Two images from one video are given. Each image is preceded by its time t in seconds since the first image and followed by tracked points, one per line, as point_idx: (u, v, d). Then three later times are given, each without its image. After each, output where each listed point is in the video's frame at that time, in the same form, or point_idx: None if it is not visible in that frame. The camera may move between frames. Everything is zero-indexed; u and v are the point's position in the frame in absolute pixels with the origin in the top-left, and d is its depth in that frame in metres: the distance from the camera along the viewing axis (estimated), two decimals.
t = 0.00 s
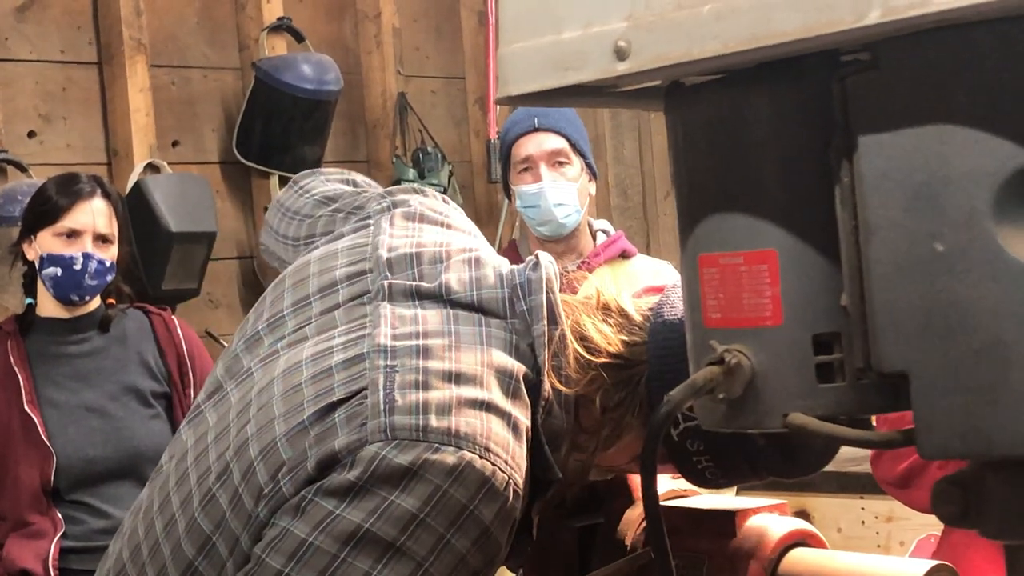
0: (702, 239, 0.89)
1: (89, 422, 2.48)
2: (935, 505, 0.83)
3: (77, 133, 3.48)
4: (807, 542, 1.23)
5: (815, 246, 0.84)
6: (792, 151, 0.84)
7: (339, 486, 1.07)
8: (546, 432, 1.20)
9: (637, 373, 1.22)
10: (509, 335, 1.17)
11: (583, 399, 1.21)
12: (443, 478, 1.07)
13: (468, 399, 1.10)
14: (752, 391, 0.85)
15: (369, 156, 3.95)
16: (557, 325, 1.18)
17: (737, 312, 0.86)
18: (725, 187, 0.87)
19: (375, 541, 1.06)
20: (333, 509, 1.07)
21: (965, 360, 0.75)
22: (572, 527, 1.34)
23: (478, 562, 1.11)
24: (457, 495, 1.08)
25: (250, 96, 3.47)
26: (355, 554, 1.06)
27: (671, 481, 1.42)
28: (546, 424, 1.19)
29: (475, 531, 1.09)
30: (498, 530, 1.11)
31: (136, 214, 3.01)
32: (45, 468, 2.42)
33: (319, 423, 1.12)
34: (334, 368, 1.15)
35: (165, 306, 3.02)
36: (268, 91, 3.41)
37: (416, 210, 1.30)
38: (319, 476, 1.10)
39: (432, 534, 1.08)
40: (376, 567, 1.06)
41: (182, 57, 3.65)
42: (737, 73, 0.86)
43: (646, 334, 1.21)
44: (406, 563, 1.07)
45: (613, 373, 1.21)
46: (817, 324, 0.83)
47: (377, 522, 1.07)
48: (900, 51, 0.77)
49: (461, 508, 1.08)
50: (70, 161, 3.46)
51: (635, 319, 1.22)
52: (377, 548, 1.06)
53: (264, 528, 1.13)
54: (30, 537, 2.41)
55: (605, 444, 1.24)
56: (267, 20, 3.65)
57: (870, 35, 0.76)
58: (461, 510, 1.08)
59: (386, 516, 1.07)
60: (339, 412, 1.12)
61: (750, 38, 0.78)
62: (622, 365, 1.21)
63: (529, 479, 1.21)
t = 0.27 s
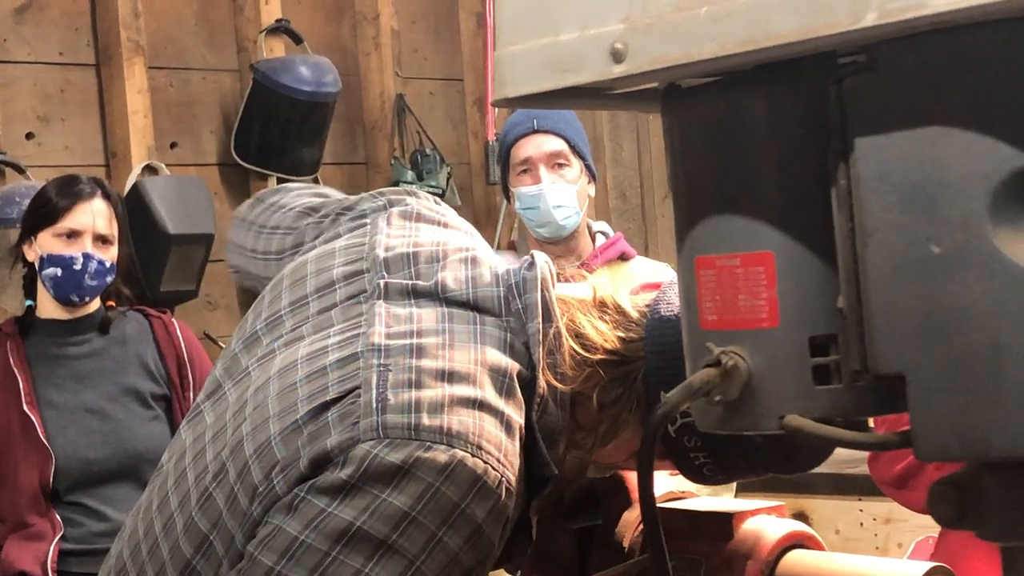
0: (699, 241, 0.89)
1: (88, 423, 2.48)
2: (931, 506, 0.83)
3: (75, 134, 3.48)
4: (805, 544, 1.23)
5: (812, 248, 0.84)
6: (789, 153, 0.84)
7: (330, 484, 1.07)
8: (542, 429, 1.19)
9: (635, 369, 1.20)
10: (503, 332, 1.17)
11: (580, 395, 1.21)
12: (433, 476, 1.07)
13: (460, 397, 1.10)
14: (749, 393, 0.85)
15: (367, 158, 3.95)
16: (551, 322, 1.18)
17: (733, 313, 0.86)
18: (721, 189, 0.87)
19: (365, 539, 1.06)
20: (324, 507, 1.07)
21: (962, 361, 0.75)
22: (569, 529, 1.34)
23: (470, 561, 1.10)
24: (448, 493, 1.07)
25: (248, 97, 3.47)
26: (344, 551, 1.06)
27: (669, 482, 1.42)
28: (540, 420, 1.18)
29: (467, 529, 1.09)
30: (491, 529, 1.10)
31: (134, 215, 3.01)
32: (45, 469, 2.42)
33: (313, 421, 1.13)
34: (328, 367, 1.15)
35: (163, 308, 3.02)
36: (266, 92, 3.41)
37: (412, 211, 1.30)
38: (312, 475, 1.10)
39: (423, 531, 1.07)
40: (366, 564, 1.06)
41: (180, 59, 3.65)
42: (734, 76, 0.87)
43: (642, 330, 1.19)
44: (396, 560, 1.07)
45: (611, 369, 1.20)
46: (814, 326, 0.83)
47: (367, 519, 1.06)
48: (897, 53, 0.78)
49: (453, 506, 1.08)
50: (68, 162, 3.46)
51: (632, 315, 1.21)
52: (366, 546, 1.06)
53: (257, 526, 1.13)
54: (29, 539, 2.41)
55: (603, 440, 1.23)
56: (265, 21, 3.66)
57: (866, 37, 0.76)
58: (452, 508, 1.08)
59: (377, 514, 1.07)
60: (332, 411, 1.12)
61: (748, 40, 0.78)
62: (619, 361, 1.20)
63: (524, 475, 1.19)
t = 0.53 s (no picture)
0: (696, 242, 0.89)
1: (88, 425, 2.48)
2: (929, 509, 0.83)
3: (74, 136, 3.48)
4: (803, 546, 1.21)
5: (810, 251, 0.84)
6: (787, 155, 0.84)
7: (308, 444, 1.08)
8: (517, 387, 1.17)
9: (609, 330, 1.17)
10: (480, 290, 1.17)
11: (555, 357, 1.18)
12: (409, 427, 1.07)
13: (433, 351, 1.10)
14: (746, 396, 0.85)
15: (366, 160, 3.95)
16: (523, 282, 1.17)
17: (731, 316, 0.86)
18: (719, 191, 0.87)
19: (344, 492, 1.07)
20: (301, 465, 1.08)
21: (960, 362, 0.75)
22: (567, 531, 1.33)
23: (450, 513, 1.10)
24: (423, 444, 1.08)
25: (247, 99, 3.47)
26: (325, 506, 1.07)
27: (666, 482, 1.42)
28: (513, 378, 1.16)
29: (444, 479, 1.09)
30: (468, 479, 1.10)
31: (134, 217, 3.01)
32: (45, 471, 2.42)
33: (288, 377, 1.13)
34: (297, 322, 1.16)
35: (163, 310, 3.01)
36: (265, 94, 3.41)
37: (391, 191, 1.30)
38: (292, 436, 1.10)
39: (400, 484, 1.07)
40: (347, 517, 1.07)
41: (179, 60, 3.65)
42: (731, 77, 0.87)
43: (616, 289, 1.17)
44: (376, 512, 1.08)
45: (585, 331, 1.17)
46: (812, 327, 0.83)
47: (345, 474, 1.07)
48: (895, 55, 0.78)
49: (428, 456, 1.08)
50: (68, 164, 3.46)
51: (606, 276, 1.19)
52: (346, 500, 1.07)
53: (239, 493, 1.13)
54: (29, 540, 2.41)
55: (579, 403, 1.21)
56: (264, 23, 3.66)
57: (864, 40, 0.77)
58: (428, 458, 1.08)
59: (354, 469, 1.07)
60: (306, 373, 1.12)
61: (746, 43, 0.78)
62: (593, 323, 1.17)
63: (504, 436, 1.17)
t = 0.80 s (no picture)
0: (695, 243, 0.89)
1: (89, 425, 2.48)
2: (929, 509, 0.83)
3: (74, 136, 3.48)
4: (802, 547, 1.22)
5: (810, 252, 0.84)
6: (787, 155, 0.84)
7: (228, 348, 1.03)
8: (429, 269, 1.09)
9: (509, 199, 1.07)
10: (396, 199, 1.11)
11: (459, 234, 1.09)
12: (311, 295, 1.01)
13: (330, 229, 1.05)
14: (746, 397, 0.85)
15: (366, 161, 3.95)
16: (422, 172, 1.13)
17: (731, 317, 0.86)
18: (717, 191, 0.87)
19: (266, 377, 0.99)
20: (224, 367, 1.02)
21: (960, 363, 0.75)
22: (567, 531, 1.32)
23: (382, 372, 1.02)
24: (332, 306, 1.01)
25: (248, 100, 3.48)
26: (253, 397, 0.99)
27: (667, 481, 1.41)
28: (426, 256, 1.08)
29: (363, 338, 1.01)
30: (390, 333, 1.03)
31: (134, 218, 3.01)
32: (45, 471, 2.42)
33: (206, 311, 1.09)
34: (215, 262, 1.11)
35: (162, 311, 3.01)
36: (265, 95, 3.41)
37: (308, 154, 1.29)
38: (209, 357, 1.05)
39: (319, 352, 1.00)
40: (279, 401, 0.99)
41: (179, 61, 3.65)
42: (730, 77, 0.87)
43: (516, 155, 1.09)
44: (304, 384, 0.99)
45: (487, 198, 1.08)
46: (811, 329, 0.84)
47: (265, 359, 1.00)
48: (895, 55, 0.78)
49: (338, 318, 1.01)
50: (67, 165, 3.46)
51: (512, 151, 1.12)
52: (270, 383, 0.99)
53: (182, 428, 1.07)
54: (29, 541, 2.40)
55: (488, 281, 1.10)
56: (264, 24, 3.66)
57: (864, 41, 0.77)
58: (338, 324, 1.01)
59: (273, 350, 1.00)
60: (219, 290, 1.08)
61: (746, 43, 0.78)
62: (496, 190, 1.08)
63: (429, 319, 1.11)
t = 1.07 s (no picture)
0: (696, 242, 0.88)
1: (91, 425, 2.48)
2: (931, 509, 0.83)
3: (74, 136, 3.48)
4: (803, 548, 1.21)
5: (812, 252, 0.84)
6: (788, 154, 0.84)
7: (177, 259, 1.08)
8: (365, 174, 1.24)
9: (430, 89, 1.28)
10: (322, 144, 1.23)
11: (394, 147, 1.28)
12: (244, 191, 1.08)
13: (255, 151, 1.14)
14: (748, 398, 0.85)
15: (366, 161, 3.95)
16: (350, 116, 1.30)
17: (731, 316, 0.86)
18: (717, 190, 0.87)
19: (218, 266, 1.04)
20: (178, 276, 1.07)
21: (963, 364, 0.75)
22: (567, 531, 1.32)
23: (324, 245, 1.09)
24: (266, 192, 1.08)
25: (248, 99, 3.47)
26: (209, 285, 1.04)
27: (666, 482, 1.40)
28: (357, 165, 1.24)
29: (300, 215, 1.08)
30: (325, 210, 1.10)
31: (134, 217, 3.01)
32: (47, 472, 2.42)
33: (159, 252, 1.15)
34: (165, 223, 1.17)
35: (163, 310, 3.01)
36: (265, 94, 3.41)
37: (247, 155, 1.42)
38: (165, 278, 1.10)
39: (263, 232, 1.05)
40: (235, 282, 1.03)
41: (179, 61, 3.64)
42: (730, 76, 0.86)
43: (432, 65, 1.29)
44: (256, 262, 1.04)
45: (414, 101, 1.28)
46: (812, 329, 0.83)
47: (214, 253, 1.05)
48: (897, 54, 0.77)
49: (274, 202, 1.07)
50: (67, 165, 3.46)
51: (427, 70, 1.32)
52: (223, 270, 1.04)
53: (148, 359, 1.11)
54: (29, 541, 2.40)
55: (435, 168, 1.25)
56: (264, 24, 3.65)
57: (867, 40, 0.76)
58: (274, 206, 1.07)
59: (220, 242, 1.05)
60: (164, 232, 1.15)
61: (747, 43, 0.78)
62: (422, 94, 1.28)
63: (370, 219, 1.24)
